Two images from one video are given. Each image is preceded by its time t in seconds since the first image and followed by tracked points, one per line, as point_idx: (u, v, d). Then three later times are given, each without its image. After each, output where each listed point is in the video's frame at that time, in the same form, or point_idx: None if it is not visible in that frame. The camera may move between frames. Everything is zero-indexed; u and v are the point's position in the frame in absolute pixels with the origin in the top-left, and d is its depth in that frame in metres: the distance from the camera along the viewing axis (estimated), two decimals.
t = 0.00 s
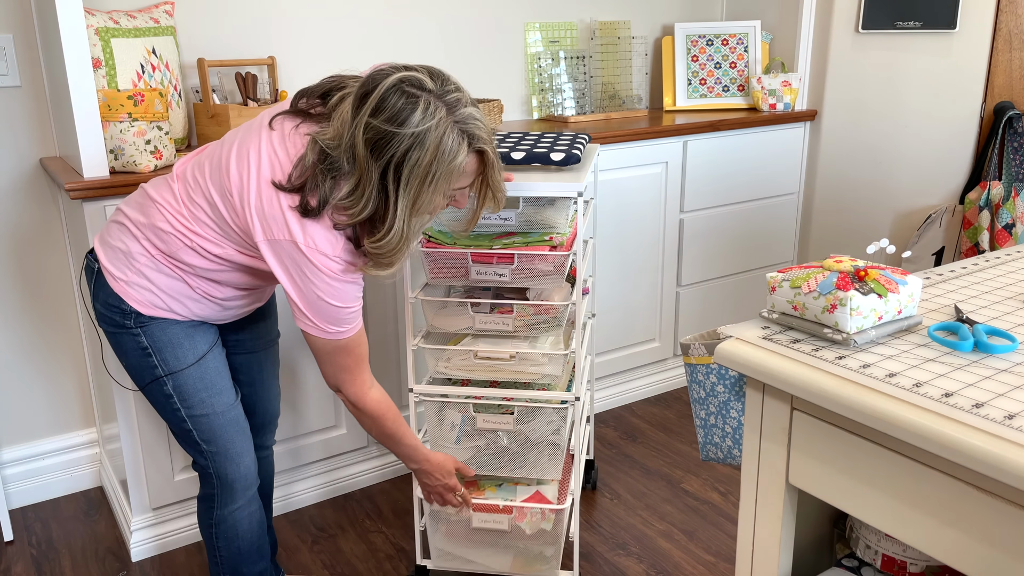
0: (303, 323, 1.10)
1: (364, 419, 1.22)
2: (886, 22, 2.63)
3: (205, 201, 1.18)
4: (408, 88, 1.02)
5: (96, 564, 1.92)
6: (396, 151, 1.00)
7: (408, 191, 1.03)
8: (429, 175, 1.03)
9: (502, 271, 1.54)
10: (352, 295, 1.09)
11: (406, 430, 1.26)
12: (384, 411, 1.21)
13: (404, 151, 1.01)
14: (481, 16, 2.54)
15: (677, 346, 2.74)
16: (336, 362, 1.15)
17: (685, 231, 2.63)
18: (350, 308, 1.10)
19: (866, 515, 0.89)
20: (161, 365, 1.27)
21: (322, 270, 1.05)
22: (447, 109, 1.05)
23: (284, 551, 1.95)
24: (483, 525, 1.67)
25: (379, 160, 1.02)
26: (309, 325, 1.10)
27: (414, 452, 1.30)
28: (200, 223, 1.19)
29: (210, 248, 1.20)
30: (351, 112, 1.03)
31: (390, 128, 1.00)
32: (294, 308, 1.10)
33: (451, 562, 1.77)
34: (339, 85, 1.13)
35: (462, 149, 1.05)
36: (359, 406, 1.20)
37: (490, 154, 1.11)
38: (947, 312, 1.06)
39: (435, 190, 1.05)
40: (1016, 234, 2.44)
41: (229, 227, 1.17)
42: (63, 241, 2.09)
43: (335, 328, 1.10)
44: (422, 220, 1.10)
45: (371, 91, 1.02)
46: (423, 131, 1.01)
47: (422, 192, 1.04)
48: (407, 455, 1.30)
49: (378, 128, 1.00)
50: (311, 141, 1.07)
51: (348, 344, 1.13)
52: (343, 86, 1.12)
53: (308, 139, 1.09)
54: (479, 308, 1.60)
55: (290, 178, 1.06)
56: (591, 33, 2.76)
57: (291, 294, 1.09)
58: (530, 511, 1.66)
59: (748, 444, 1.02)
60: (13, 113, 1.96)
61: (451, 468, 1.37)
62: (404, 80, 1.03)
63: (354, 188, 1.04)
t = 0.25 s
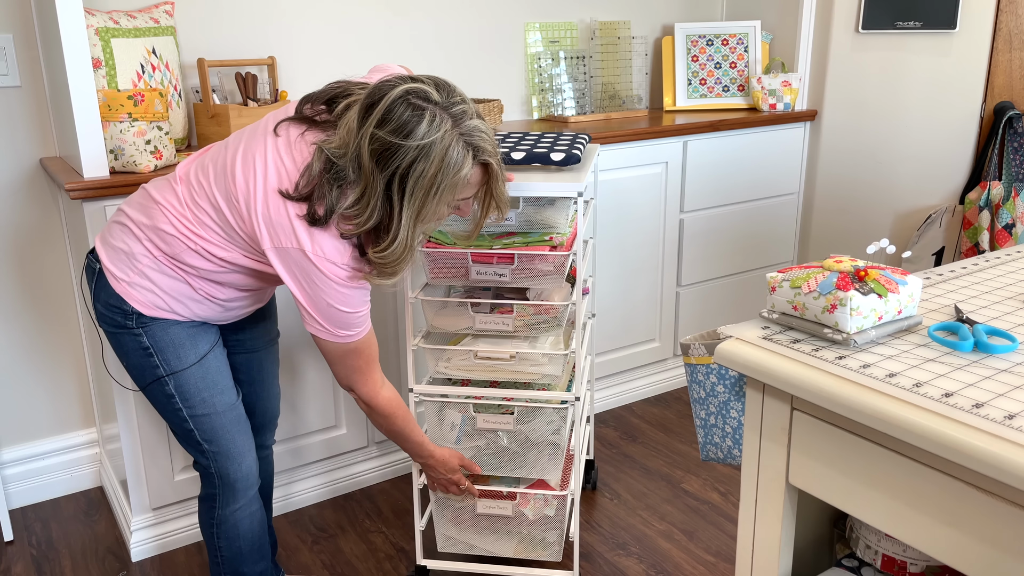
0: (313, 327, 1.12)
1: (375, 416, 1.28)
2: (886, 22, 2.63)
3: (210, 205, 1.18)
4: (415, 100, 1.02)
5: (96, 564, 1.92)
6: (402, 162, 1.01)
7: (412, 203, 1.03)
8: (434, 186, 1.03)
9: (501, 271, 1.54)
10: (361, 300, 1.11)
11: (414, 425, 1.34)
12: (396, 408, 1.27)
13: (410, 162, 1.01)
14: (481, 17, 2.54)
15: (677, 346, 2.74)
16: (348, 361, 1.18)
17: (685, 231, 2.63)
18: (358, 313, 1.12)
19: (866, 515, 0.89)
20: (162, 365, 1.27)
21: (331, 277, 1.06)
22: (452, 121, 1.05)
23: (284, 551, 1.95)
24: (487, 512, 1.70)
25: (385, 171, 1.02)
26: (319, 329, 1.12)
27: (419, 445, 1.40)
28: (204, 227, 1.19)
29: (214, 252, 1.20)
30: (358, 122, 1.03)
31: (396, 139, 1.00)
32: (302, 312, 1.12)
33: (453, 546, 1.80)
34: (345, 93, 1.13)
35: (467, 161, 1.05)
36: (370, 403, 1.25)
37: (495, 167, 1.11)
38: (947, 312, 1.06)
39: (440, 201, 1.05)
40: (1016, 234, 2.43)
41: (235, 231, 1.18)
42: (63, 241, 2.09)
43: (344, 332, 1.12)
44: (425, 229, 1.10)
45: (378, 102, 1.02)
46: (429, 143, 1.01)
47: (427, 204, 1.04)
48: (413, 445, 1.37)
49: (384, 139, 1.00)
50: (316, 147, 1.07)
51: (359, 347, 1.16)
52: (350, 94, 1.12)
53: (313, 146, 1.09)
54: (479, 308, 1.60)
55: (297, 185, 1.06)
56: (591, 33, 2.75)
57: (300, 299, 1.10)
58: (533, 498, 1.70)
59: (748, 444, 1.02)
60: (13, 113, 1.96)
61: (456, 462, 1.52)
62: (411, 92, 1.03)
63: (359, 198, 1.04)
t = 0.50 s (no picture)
0: (316, 325, 1.12)
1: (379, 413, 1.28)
2: (886, 22, 2.63)
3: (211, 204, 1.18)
4: (413, 93, 1.02)
5: (96, 564, 1.92)
6: (401, 155, 1.01)
7: (413, 196, 1.03)
8: (433, 178, 1.03)
9: (502, 271, 1.54)
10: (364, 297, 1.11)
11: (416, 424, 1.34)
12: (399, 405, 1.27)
13: (410, 155, 1.01)
14: (481, 17, 2.54)
15: (677, 346, 2.74)
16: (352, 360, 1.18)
17: (685, 231, 2.63)
18: (362, 310, 1.12)
19: (866, 516, 0.89)
20: (164, 365, 1.27)
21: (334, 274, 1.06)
22: (451, 113, 1.05)
23: (284, 551, 1.95)
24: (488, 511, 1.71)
25: (384, 165, 1.02)
26: (323, 326, 1.12)
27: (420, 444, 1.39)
28: (206, 226, 1.19)
29: (215, 250, 1.20)
30: (357, 116, 1.03)
31: (395, 132, 1.00)
32: (306, 310, 1.12)
33: (454, 545, 1.80)
34: (344, 89, 1.13)
35: (466, 153, 1.05)
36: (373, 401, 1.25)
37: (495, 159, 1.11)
38: (947, 312, 1.06)
39: (440, 194, 1.05)
40: (1016, 234, 2.44)
41: (236, 230, 1.18)
42: (64, 241, 2.09)
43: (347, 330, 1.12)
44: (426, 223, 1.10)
45: (376, 96, 1.02)
46: (427, 135, 1.01)
47: (427, 196, 1.04)
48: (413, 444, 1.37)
49: (384, 133, 1.00)
50: (316, 144, 1.07)
51: (363, 344, 1.16)
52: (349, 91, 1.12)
53: (314, 143, 1.09)
54: (479, 308, 1.60)
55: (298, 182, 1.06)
56: (591, 33, 2.75)
57: (304, 297, 1.11)
58: (534, 498, 1.70)
59: (748, 444, 1.02)
60: (13, 113, 1.96)
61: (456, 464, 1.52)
62: (409, 85, 1.03)
63: (359, 193, 1.04)
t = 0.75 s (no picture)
0: (316, 324, 1.12)
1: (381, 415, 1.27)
2: (886, 22, 2.63)
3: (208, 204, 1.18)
4: (407, 93, 1.02)
5: (96, 564, 1.92)
6: (395, 156, 1.01)
7: (406, 195, 1.03)
8: (428, 179, 1.03)
9: (502, 271, 1.54)
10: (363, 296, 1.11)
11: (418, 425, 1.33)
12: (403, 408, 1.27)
13: (404, 155, 1.01)
14: (481, 17, 2.54)
15: (677, 346, 2.74)
16: (355, 360, 1.18)
17: (685, 231, 2.63)
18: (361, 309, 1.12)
19: (866, 515, 0.89)
20: (163, 364, 1.27)
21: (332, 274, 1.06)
22: (445, 113, 1.05)
23: (284, 551, 1.95)
24: (489, 512, 1.71)
25: (379, 165, 1.02)
26: (323, 325, 1.12)
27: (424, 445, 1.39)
28: (204, 226, 1.20)
29: (214, 251, 1.20)
30: (352, 117, 1.03)
31: (389, 133, 1.00)
32: (304, 309, 1.12)
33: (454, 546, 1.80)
34: (340, 90, 1.13)
35: (460, 153, 1.05)
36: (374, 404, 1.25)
37: (490, 159, 1.11)
38: (947, 312, 1.06)
39: (435, 194, 1.05)
40: (1016, 234, 2.44)
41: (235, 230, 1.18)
42: (64, 241, 2.09)
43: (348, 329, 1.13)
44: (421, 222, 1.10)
45: (371, 96, 1.02)
46: (421, 136, 1.01)
47: (422, 196, 1.04)
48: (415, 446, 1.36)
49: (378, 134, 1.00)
50: (313, 144, 1.07)
51: (363, 343, 1.16)
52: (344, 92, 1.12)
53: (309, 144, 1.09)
54: (479, 308, 1.60)
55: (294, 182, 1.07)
56: (591, 33, 2.75)
57: (303, 296, 1.11)
58: (534, 498, 1.71)
59: (748, 444, 1.02)
60: (13, 113, 1.96)
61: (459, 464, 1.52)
62: (403, 86, 1.03)
63: (356, 193, 1.04)
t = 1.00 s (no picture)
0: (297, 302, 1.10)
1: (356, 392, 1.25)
2: (886, 22, 2.63)
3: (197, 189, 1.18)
4: (398, 59, 1.00)
5: (96, 564, 1.92)
6: (384, 122, 0.98)
7: (396, 163, 1.01)
8: (419, 146, 1.01)
9: (502, 271, 1.54)
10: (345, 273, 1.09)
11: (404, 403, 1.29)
12: (380, 385, 1.23)
13: (393, 122, 0.98)
14: (481, 17, 2.54)
15: (677, 346, 2.74)
16: (330, 339, 1.16)
17: (686, 230, 2.62)
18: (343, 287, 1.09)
19: (867, 516, 0.89)
20: (162, 363, 1.27)
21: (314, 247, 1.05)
22: (436, 81, 1.02)
23: (284, 551, 1.95)
24: (488, 512, 1.71)
25: (366, 133, 1.00)
26: (304, 303, 1.10)
27: (409, 423, 1.33)
28: (195, 213, 1.19)
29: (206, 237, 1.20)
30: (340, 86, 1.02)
31: (377, 98, 0.98)
32: (289, 287, 1.10)
33: (453, 547, 1.80)
34: (329, 66, 1.12)
35: (450, 121, 1.03)
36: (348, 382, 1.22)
37: (481, 128, 1.08)
38: (947, 312, 1.06)
39: (424, 163, 1.03)
40: (1016, 234, 2.44)
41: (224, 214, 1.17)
42: (64, 242, 2.09)
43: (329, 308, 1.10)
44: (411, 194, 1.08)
45: (359, 63, 1.01)
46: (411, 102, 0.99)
47: (412, 164, 1.02)
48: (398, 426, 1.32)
49: (365, 100, 0.98)
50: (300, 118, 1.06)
51: (340, 321, 1.13)
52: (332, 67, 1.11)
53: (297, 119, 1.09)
54: (479, 308, 1.60)
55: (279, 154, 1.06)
56: (591, 33, 2.75)
57: (287, 273, 1.09)
58: (534, 499, 1.71)
59: (748, 444, 1.02)
60: (13, 113, 1.96)
61: (450, 454, 1.39)
62: (394, 51, 1.01)
63: (344, 163, 1.02)
